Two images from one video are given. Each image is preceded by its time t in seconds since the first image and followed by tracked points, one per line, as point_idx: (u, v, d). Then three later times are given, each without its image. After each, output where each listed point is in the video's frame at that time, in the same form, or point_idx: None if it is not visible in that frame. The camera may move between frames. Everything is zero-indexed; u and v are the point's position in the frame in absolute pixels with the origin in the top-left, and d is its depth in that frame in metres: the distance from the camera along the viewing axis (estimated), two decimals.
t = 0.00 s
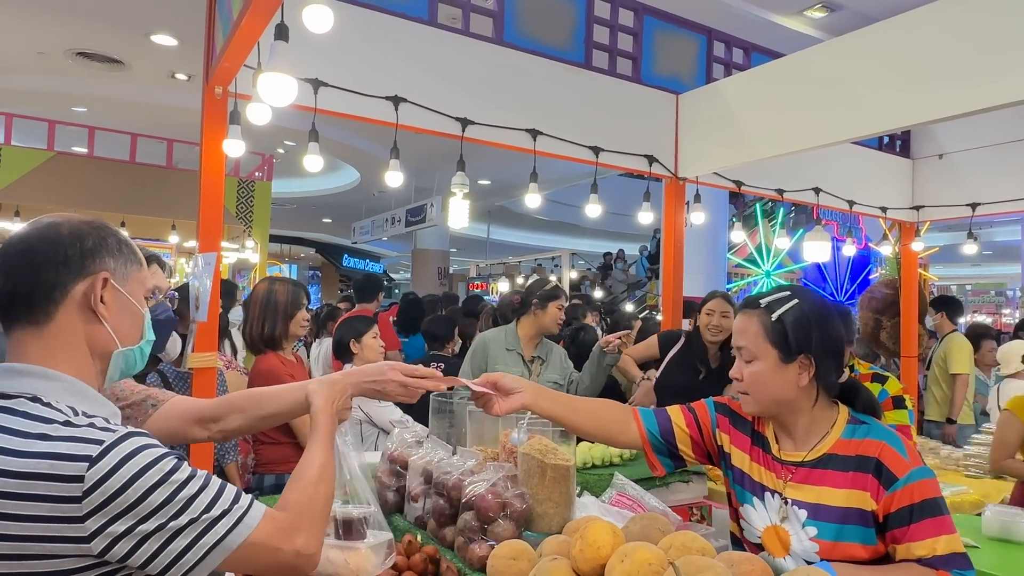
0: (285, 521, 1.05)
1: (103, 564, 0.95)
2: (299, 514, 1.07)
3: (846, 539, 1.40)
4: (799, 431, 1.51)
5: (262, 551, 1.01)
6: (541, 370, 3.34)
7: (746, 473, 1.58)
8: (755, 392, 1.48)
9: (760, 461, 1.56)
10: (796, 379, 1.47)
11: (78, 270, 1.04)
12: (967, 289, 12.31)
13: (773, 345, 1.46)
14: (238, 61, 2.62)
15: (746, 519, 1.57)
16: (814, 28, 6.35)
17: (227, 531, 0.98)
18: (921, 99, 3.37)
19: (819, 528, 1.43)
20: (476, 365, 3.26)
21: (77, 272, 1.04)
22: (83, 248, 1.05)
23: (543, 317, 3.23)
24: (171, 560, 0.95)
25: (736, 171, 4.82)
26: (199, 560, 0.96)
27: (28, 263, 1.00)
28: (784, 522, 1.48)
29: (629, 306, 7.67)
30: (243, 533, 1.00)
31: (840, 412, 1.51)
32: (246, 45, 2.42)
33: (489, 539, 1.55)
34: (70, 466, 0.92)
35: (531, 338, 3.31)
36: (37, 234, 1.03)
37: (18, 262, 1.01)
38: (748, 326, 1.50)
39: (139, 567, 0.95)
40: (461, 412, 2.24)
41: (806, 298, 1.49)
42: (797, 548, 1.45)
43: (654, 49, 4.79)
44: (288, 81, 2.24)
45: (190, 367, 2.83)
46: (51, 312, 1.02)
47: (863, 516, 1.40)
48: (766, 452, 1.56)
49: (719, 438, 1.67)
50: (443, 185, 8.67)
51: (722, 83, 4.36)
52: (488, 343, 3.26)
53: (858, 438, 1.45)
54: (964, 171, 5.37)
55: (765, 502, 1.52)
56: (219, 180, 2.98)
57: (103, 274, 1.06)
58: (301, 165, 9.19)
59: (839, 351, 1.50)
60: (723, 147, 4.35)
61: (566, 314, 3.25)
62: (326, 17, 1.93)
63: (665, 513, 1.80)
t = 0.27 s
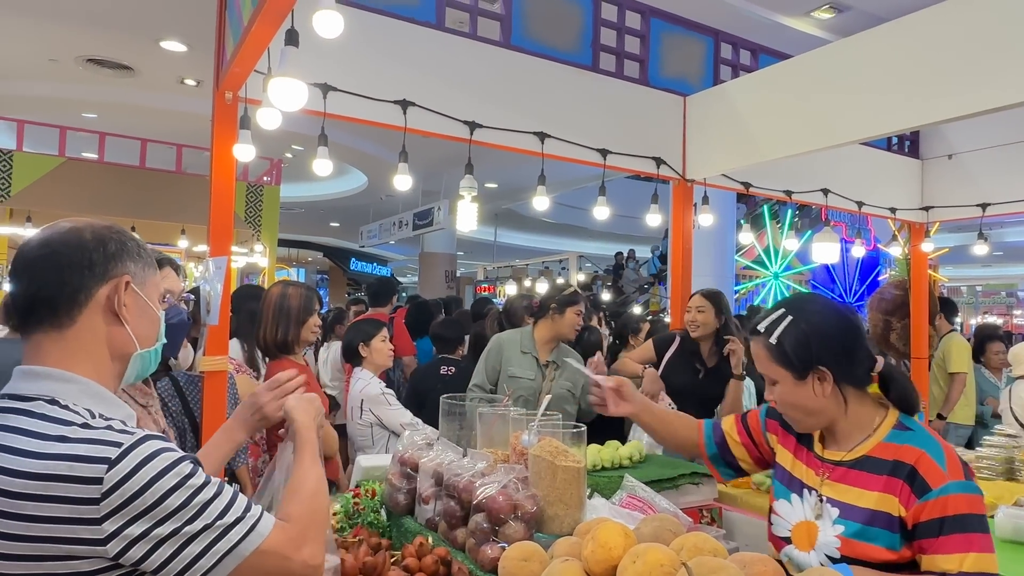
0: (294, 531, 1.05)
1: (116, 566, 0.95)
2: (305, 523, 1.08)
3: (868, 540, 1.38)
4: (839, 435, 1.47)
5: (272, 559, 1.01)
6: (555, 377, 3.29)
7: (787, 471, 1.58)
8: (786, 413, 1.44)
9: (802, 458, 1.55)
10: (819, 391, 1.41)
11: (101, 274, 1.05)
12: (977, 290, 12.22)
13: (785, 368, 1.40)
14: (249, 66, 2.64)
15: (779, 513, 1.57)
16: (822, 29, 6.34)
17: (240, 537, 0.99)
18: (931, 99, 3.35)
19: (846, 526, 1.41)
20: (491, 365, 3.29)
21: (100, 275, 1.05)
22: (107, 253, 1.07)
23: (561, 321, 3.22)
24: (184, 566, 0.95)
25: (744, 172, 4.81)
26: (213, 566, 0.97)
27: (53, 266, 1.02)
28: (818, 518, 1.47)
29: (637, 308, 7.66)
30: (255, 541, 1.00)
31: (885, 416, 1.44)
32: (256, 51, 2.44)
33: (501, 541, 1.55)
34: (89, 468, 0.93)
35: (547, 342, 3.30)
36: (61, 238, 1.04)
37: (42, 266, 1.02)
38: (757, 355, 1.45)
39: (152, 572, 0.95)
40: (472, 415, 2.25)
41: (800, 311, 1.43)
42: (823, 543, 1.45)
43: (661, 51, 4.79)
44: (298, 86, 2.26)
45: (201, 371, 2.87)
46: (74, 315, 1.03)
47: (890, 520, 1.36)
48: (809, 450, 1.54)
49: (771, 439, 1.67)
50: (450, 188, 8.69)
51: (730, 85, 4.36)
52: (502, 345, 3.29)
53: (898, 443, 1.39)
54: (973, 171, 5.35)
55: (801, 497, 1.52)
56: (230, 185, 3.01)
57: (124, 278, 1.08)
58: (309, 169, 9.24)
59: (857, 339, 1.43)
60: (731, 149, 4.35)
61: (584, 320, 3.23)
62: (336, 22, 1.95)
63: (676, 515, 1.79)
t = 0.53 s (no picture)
0: (295, 528, 1.07)
1: (128, 567, 0.95)
2: (301, 522, 1.10)
3: (889, 545, 1.37)
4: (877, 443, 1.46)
5: (279, 557, 1.01)
6: (564, 378, 3.29)
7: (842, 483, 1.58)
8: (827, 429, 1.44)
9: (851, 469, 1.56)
10: (853, 402, 1.39)
11: (113, 277, 1.06)
12: (987, 290, 12.14)
13: (815, 385, 1.40)
14: (257, 71, 2.65)
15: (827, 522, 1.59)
16: (829, 29, 6.32)
17: (249, 533, 0.99)
18: (940, 98, 3.33)
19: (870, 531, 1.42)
20: (501, 368, 3.28)
21: (112, 279, 1.06)
22: (118, 257, 1.07)
23: (569, 322, 3.21)
24: (195, 563, 0.95)
25: (751, 174, 4.80)
26: (223, 562, 0.97)
27: (64, 269, 1.03)
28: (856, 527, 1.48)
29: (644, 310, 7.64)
30: (263, 538, 1.00)
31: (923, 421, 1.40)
32: (264, 56, 2.45)
33: (510, 543, 1.55)
34: (101, 470, 0.93)
35: (557, 344, 3.30)
36: (72, 243, 1.05)
37: (54, 270, 1.03)
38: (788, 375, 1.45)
39: (164, 570, 0.95)
40: (482, 417, 2.25)
41: (819, 325, 1.43)
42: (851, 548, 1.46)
43: (667, 53, 4.79)
44: (307, 90, 2.27)
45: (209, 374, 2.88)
46: (85, 319, 1.04)
47: (910, 527, 1.34)
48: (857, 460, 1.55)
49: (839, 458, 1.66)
50: (457, 191, 8.70)
51: (737, 87, 4.36)
52: (516, 346, 3.29)
53: (926, 451, 1.35)
54: (982, 171, 5.32)
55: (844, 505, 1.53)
56: (237, 189, 3.02)
57: (134, 282, 1.08)
58: (316, 172, 9.27)
59: (882, 343, 1.41)
60: (738, 150, 4.34)
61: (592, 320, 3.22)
62: (344, 26, 1.95)
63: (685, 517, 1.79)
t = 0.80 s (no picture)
0: (294, 528, 1.06)
1: (137, 567, 0.95)
2: (297, 524, 1.09)
3: (919, 541, 1.36)
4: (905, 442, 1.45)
5: (283, 559, 1.01)
6: (570, 381, 3.29)
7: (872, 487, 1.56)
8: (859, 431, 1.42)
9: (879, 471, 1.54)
10: (885, 399, 1.39)
11: (121, 281, 1.06)
12: (995, 293, 12.08)
13: (846, 383, 1.40)
14: (264, 76, 2.66)
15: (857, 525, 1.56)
16: (833, 31, 6.32)
17: (256, 533, 0.99)
18: (947, 99, 3.32)
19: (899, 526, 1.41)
20: (508, 374, 3.26)
21: (119, 283, 1.06)
22: (126, 262, 1.08)
23: (570, 324, 3.20)
24: (202, 562, 0.95)
25: (757, 176, 4.79)
26: (228, 563, 0.96)
27: (73, 274, 1.03)
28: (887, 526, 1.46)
29: (649, 314, 7.62)
30: (267, 537, 1.00)
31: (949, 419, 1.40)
32: (270, 61, 2.46)
33: (519, 547, 1.54)
34: (112, 469, 0.93)
35: (560, 347, 3.29)
36: (80, 248, 1.05)
37: (63, 273, 1.03)
38: (818, 377, 1.44)
39: (170, 570, 0.94)
40: (489, 421, 2.24)
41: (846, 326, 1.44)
42: (882, 546, 1.44)
43: (672, 56, 4.79)
44: (313, 94, 2.27)
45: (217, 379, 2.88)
46: (92, 323, 1.04)
47: (941, 522, 1.33)
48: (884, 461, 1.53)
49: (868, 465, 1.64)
50: (462, 196, 8.72)
51: (743, 88, 4.35)
52: (527, 352, 3.27)
53: (951, 447, 1.35)
54: (989, 172, 5.29)
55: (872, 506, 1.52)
56: (244, 193, 3.03)
57: (141, 287, 1.09)
58: (322, 177, 9.30)
59: (904, 340, 1.43)
60: (744, 153, 4.33)
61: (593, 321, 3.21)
62: (351, 31, 1.96)
63: (694, 521, 1.78)
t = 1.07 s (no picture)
0: (293, 532, 1.07)
1: (142, 567, 0.95)
2: (292, 529, 1.09)
3: (939, 539, 1.37)
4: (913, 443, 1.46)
5: (283, 561, 1.01)
6: (571, 383, 3.29)
7: (876, 489, 1.56)
8: (878, 430, 1.42)
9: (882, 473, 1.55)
10: (907, 399, 1.40)
11: (133, 287, 1.07)
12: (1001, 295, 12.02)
13: (870, 382, 1.40)
14: (269, 81, 2.67)
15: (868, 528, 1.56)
16: (837, 34, 6.32)
17: (258, 536, 0.99)
18: (952, 101, 3.31)
19: (916, 526, 1.42)
20: (508, 379, 3.25)
21: (131, 289, 1.07)
22: (140, 269, 1.09)
23: (564, 328, 3.20)
24: (204, 563, 0.95)
25: (761, 179, 4.79)
26: (230, 565, 0.96)
27: (89, 276, 1.04)
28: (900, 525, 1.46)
29: (654, 317, 7.61)
30: (268, 540, 1.00)
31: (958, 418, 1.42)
32: (276, 66, 2.47)
33: (524, 550, 1.54)
34: (119, 469, 0.93)
35: (558, 350, 3.30)
36: (98, 253, 1.07)
37: (77, 277, 1.04)
38: (839, 376, 1.44)
39: (174, 570, 0.94)
40: (494, 425, 2.23)
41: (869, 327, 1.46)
42: (900, 548, 1.44)
43: (676, 59, 4.80)
44: (318, 99, 2.28)
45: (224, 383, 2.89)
46: (103, 325, 1.05)
47: (955, 519, 1.35)
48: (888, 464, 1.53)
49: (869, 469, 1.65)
50: (467, 200, 8.73)
51: (746, 91, 4.36)
52: (518, 356, 3.27)
53: (963, 446, 1.37)
54: (994, 174, 5.28)
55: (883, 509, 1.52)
56: (250, 198, 3.04)
57: (153, 294, 1.09)
58: (327, 182, 9.32)
59: (917, 342, 1.46)
60: (748, 155, 4.33)
61: (588, 323, 3.21)
62: (356, 36, 1.97)
63: (699, 524, 1.77)
